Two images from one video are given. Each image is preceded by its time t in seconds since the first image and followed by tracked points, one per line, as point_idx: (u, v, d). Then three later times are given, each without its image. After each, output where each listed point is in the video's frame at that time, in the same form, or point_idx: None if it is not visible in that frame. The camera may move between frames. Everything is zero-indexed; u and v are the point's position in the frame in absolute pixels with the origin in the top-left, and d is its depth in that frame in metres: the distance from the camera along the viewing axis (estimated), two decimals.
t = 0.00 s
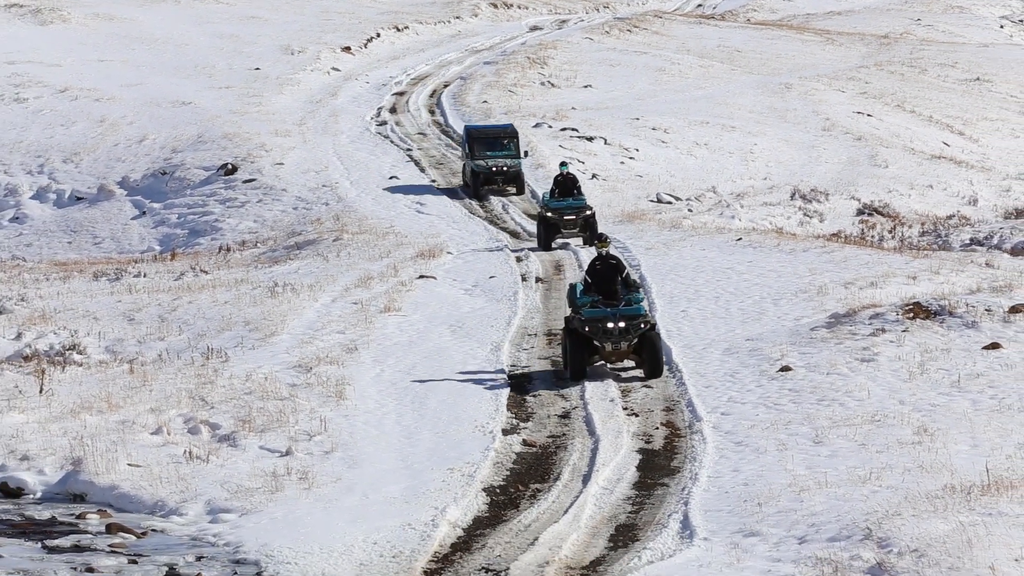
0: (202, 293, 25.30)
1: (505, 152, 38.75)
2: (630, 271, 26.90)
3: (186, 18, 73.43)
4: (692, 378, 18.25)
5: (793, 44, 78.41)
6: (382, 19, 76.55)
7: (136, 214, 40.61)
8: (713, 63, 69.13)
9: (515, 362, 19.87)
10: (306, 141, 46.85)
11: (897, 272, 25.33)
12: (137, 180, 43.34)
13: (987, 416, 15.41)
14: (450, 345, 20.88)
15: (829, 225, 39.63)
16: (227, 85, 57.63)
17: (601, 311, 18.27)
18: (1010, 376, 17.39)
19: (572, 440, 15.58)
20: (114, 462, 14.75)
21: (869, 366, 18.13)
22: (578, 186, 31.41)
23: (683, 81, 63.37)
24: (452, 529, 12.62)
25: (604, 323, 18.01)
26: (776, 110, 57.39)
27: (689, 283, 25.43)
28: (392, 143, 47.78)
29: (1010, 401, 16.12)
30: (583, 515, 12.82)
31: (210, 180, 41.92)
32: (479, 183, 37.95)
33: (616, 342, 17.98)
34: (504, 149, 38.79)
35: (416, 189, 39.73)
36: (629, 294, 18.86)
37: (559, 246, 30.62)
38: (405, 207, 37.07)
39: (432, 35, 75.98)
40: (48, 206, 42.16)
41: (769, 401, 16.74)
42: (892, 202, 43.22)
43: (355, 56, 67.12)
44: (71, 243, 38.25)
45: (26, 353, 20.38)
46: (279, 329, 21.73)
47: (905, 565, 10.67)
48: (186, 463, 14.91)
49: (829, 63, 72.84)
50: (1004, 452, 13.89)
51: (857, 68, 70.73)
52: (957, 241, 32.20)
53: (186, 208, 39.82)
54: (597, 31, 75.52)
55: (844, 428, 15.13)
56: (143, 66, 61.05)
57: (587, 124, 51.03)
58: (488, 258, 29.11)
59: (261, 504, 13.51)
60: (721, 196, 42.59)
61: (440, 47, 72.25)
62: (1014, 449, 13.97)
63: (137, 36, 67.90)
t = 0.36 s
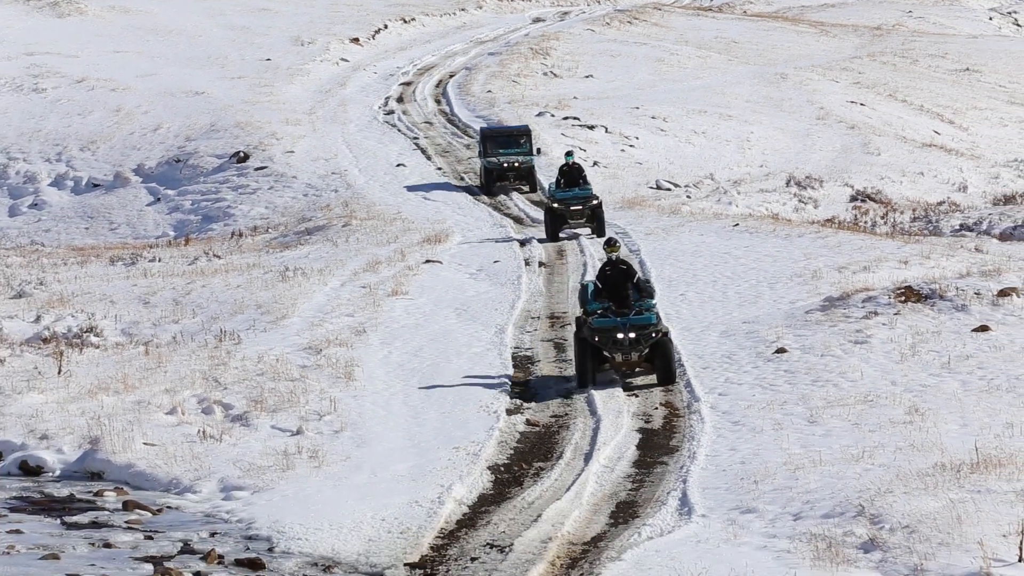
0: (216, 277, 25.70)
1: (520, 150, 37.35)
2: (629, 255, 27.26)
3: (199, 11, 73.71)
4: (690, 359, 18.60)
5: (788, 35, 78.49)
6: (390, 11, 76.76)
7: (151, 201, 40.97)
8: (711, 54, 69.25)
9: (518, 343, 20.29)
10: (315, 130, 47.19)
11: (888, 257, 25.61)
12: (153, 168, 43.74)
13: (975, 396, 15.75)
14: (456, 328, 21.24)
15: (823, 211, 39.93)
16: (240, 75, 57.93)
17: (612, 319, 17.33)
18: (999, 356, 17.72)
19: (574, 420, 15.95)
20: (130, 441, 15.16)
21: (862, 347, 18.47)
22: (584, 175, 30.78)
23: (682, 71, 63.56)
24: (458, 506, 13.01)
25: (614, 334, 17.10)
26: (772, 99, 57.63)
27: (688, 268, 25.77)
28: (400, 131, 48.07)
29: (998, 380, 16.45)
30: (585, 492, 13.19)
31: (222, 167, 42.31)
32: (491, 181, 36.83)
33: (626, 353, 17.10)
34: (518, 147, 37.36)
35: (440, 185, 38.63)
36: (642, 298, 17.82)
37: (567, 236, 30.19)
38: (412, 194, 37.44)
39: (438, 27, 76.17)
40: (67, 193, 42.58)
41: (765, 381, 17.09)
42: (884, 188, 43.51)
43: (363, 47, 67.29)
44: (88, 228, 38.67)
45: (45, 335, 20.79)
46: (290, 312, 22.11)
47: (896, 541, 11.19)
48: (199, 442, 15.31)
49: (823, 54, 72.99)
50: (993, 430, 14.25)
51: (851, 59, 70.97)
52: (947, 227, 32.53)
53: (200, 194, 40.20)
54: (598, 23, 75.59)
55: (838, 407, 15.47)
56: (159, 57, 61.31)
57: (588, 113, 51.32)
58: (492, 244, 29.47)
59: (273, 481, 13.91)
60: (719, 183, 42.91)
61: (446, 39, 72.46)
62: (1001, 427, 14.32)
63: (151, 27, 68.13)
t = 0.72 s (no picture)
0: (229, 262, 26.14)
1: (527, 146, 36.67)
2: (630, 241, 27.66)
3: (212, 4, 73.95)
4: (688, 341, 19.03)
5: (783, 28, 78.54)
6: (397, 5, 76.94)
7: (167, 188, 41.45)
8: (707, 46, 69.38)
9: (522, 325, 20.70)
10: (326, 119, 47.56)
11: (879, 242, 25.99)
12: (168, 157, 44.19)
13: (964, 376, 16.22)
14: (461, 311, 21.65)
15: (817, 198, 40.35)
16: (252, 67, 58.27)
17: (620, 325, 16.27)
18: (986, 339, 18.18)
19: (576, 400, 16.36)
20: (147, 421, 15.62)
21: (855, 330, 18.94)
22: (591, 170, 30.25)
23: (681, 63, 63.73)
24: (464, 484, 13.45)
25: (621, 341, 16.04)
26: (767, 90, 57.92)
27: (686, 253, 26.20)
28: (408, 121, 48.39)
29: (986, 362, 16.93)
30: (587, 470, 13.62)
31: (236, 156, 42.77)
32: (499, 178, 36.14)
33: (632, 362, 16.03)
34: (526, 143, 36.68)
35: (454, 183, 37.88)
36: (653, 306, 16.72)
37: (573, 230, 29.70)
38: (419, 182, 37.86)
39: (444, 20, 76.38)
40: (86, 181, 43.09)
41: (761, 362, 17.52)
42: (875, 176, 43.94)
43: (372, 40, 67.48)
44: (106, 216, 39.16)
45: (64, 318, 21.28)
46: (301, 296, 22.54)
47: (888, 517, 11.67)
48: (214, 421, 15.77)
49: (816, 46, 73.14)
50: (981, 409, 14.71)
51: (843, 50, 71.15)
52: (936, 213, 32.96)
53: (214, 182, 40.64)
54: (598, 16, 75.69)
55: (831, 387, 15.93)
56: (176, 50, 61.64)
57: (590, 104, 51.62)
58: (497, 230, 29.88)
59: (286, 460, 14.37)
60: (716, 171, 43.29)
61: (453, 31, 72.66)
62: (987, 406, 14.78)
63: (165, 21, 68.41)
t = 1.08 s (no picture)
0: (246, 248, 26.64)
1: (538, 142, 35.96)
2: (632, 228, 28.16)
3: None
4: (689, 324, 19.54)
5: (780, 22, 78.68)
6: None
7: (186, 177, 41.94)
8: (706, 39, 69.57)
9: (529, 308, 21.17)
10: (339, 110, 47.98)
11: (872, 229, 26.49)
12: (187, 146, 44.67)
13: (954, 359, 16.78)
14: (470, 295, 22.12)
15: (812, 185, 40.93)
16: (268, 60, 58.64)
17: (616, 326, 15.83)
18: (975, 322, 18.73)
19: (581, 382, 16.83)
20: (167, 401, 16.15)
21: (849, 314, 19.52)
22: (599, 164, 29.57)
23: (681, 56, 63.95)
24: (473, 462, 13.92)
25: (616, 342, 15.59)
26: (764, 81, 58.36)
27: (687, 238, 26.72)
28: (418, 112, 48.77)
29: (975, 345, 17.49)
30: (590, 448, 14.09)
31: (252, 146, 43.23)
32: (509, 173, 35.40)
33: (627, 365, 15.58)
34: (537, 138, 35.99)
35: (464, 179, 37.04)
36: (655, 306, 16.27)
37: (578, 224, 28.96)
38: (428, 171, 38.35)
39: (454, 15, 76.61)
40: (108, 170, 43.64)
41: (759, 345, 18.06)
42: (869, 165, 44.53)
43: (384, 34, 67.70)
44: (126, 204, 39.71)
45: (87, 302, 21.82)
46: (316, 281, 23.03)
47: (881, 493, 12.15)
48: (232, 401, 16.29)
49: (811, 39, 73.38)
50: (970, 390, 15.28)
51: (838, 44, 71.44)
52: (927, 200, 33.55)
53: (231, 171, 41.11)
54: (601, 11, 75.93)
55: (825, 369, 16.49)
56: (195, 43, 62.02)
57: (594, 95, 51.97)
58: (505, 217, 30.36)
59: (300, 438, 14.87)
60: (715, 160, 43.77)
61: (462, 25, 72.89)
62: (975, 387, 15.36)
63: (184, 15, 68.70)
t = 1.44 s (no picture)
0: (265, 231, 27.16)
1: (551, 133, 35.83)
2: (638, 212, 28.59)
3: None
4: (693, 305, 20.03)
5: (780, 13, 78.87)
6: None
7: (207, 163, 42.44)
8: (709, 30, 69.81)
9: (538, 289, 21.64)
10: (356, 98, 48.38)
11: (869, 212, 26.94)
12: (208, 134, 45.15)
13: (949, 338, 17.24)
14: (482, 276, 22.60)
15: (813, 170, 41.44)
16: (287, 50, 59.00)
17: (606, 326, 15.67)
18: (968, 303, 19.19)
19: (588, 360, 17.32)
20: (190, 378, 16.71)
21: (847, 295, 19.98)
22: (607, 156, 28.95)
23: (686, 46, 64.19)
24: (484, 437, 14.42)
25: (605, 342, 15.43)
26: (765, 71, 58.90)
27: (691, 222, 27.16)
28: (431, 100, 49.15)
29: (969, 324, 17.94)
30: (598, 424, 14.60)
31: (272, 133, 43.68)
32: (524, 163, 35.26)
33: (617, 365, 15.40)
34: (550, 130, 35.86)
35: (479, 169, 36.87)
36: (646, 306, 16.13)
37: (588, 216, 28.39)
38: (441, 157, 38.83)
39: (467, 6, 76.83)
40: (132, 156, 44.15)
41: (760, 325, 18.56)
42: (867, 151, 45.08)
43: (398, 26, 67.96)
44: (150, 188, 40.31)
45: (112, 284, 22.39)
46: (333, 263, 23.52)
47: (879, 467, 12.59)
48: (252, 379, 16.83)
49: (811, 30, 73.63)
50: (964, 368, 15.76)
51: (836, 35, 71.74)
52: (923, 185, 34.05)
53: (252, 157, 41.58)
54: (607, 3, 76.16)
55: (825, 348, 16.98)
56: (215, 34, 62.38)
57: (601, 84, 52.30)
58: (516, 201, 30.84)
59: (318, 415, 15.40)
60: (718, 146, 44.19)
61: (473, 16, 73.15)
62: (969, 365, 15.85)
63: (203, 7, 68.98)
